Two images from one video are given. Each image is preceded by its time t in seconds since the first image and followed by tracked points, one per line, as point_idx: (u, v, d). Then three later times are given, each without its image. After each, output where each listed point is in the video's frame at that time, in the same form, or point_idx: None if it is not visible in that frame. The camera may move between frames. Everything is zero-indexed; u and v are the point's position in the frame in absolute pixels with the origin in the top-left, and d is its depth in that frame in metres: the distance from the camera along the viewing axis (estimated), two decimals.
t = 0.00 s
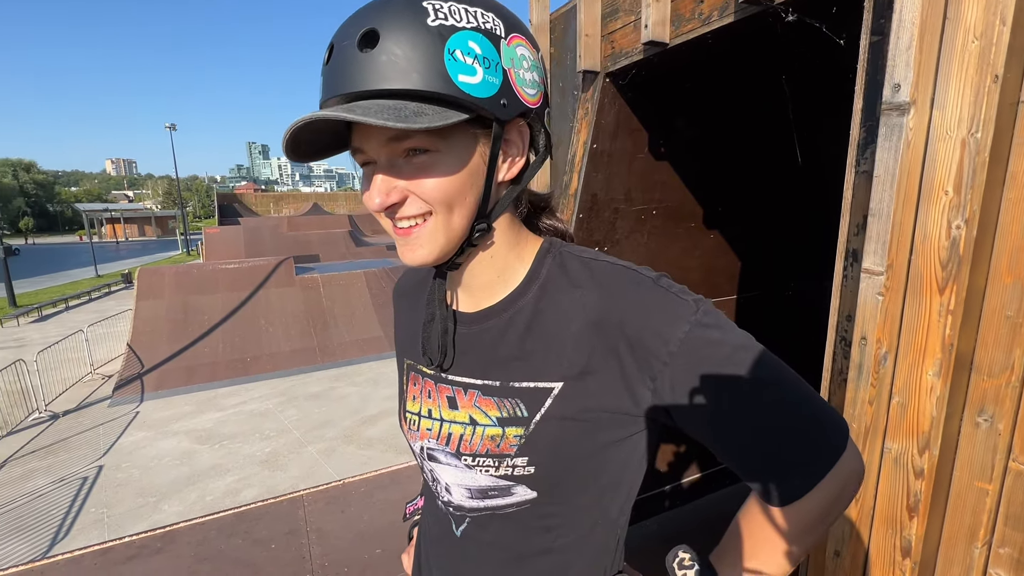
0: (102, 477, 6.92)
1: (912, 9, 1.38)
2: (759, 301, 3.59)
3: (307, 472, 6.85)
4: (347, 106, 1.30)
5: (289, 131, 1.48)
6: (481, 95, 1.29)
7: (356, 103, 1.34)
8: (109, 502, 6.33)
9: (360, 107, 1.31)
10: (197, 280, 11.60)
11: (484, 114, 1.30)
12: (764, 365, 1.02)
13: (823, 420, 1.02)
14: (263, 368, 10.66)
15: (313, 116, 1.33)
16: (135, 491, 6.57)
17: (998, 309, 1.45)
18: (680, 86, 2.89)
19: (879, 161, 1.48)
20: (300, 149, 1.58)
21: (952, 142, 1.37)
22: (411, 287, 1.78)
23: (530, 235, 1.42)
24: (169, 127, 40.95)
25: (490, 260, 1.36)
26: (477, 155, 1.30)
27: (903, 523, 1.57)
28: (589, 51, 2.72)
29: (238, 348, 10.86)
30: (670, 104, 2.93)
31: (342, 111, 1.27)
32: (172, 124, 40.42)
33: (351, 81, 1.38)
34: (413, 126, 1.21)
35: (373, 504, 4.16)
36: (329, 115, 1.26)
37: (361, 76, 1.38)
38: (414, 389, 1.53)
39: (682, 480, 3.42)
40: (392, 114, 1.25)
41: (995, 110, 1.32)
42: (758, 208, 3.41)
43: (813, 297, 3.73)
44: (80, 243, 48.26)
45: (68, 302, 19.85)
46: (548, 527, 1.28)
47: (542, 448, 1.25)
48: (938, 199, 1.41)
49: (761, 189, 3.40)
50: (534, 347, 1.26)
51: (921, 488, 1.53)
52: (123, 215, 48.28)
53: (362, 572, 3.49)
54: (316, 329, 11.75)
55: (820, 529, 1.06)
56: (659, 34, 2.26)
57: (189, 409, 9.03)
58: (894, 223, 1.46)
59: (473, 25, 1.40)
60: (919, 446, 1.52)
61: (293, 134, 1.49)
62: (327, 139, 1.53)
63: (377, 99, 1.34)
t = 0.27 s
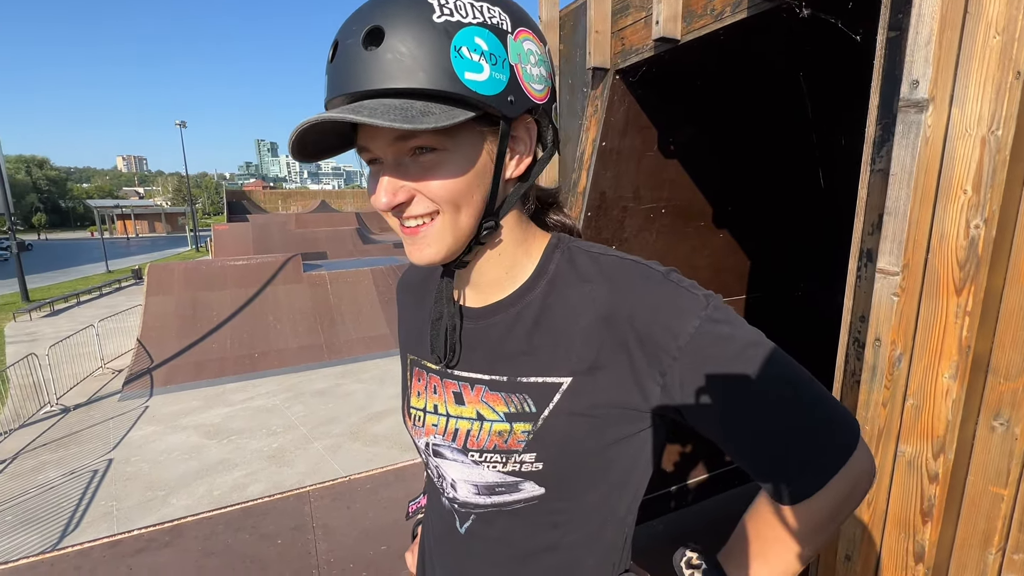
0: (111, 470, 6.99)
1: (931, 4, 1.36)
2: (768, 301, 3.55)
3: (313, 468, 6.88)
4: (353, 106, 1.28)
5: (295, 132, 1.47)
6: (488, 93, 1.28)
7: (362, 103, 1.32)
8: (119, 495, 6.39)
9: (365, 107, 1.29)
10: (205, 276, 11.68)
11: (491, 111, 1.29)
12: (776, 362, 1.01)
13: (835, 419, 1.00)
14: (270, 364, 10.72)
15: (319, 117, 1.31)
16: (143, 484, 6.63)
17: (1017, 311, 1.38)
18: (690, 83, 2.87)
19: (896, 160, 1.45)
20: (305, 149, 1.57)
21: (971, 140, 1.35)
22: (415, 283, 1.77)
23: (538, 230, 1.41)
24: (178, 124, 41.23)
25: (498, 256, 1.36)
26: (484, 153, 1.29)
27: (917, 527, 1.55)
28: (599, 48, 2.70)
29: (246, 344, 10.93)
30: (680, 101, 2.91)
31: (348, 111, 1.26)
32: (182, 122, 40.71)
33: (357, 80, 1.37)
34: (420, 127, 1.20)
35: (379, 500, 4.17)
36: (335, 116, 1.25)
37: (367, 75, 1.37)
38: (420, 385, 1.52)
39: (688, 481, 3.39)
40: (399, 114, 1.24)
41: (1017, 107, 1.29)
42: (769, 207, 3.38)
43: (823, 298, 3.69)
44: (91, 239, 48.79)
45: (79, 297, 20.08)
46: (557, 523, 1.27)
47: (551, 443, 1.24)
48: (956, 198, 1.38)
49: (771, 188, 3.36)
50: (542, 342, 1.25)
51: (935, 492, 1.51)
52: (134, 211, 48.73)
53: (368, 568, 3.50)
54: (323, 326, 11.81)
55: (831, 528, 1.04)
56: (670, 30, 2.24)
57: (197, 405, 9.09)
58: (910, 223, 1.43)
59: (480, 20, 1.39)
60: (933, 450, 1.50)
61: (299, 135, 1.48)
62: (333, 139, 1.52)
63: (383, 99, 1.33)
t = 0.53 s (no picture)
0: (118, 463, 7.05)
1: None
2: (775, 301, 3.53)
3: (318, 463, 6.92)
4: (364, 104, 1.28)
5: (307, 130, 1.47)
6: (499, 89, 1.27)
7: (373, 101, 1.32)
8: (126, 488, 6.45)
9: (377, 104, 1.29)
10: (212, 271, 11.76)
11: (502, 108, 1.28)
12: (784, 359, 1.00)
13: (845, 418, 0.99)
14: (276, 360, 10.78)
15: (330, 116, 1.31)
16: (150, 478, 6.69)
17: None
18: (699, 81, 2.86)
19: (908, 158, 1.43)
20: (316, 148, 1.58)
21: (985, 139, 1.32)
22: (422, 278, 1.76)
23: (547, 226, 1.41)
24: (186, 120, 41.46)
25: (507, 252, 1.36)
26: (495, 149, 1.29)
27: (925, 530, 1.53)
28: (607, 45, 2.68)
29: (252, 340, 10.99)
30: (689, 100, 2.90)
31: (359, 109, 1.26)
32: (190, 118, 40.91)
33: (368, 77, 1.37)
34: (431, 124, 1.19)
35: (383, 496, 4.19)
36: (346, 114, 1.25)
37: (378, 73, 1.36)
38: (426, 379, 1.52)
39: (692, 481, 3.38)
40: (410, 112, 1.23)
41: None
42: (776, 207, 3.36)
43: (831, 299, 3.66)
44: (100, 234, 49.19)
45: (88, 291, 20.26)
46: (562, 519, 1.27)
47: (559, 439, 1.24)
48: (970, 197, 1.36)
49: (779, 188, 3.34)
50: (550, 336, 1.25)
51: (944, 495, 1.50)
52: (141, 207, 49.08)
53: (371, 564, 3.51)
54: (328, 323, 11.85)
55: (840, 527, 1.03)
56: (679, 27, 2.22)
57: (203, 399, 9.16)
58: (921, 222, 1.42)
59: (491, 16, 1.38)
60: (943, 452, 1.48)
61: (311, 134, 1.48)
62: (344, 136, 1.53)
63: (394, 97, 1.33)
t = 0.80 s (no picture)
0: (123, 457, 7.11)
1: None
2: (779, 300, 3.52)
3: (321, 458, 6.95)
4: (367, 106, 1.28)
5: (311, 133, 1.47)
6: (500, 89, 1.27)
7: (375, 102, 1.32)
8: (130, 481, 6.50)
9: (379, 106, 1.28)
10: (216, 267, 11.81)
11: (503, 108, 1.28)
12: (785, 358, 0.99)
13: (844, 417, 0.99)
14: (279, 355, 10.82)
15: (333, 118, 1.31)
16: (154, 471, 6.74)
17: None
18: (703, 79, 2.85)
19: (912, 158, 1.42)
20: (320, 149, 1.58)
21: (991, 138, 1.31)
22: (425, 274, 1.77)
23: (548, 222, 1.41)
24: (192, 116, 41.55)
25: (509, 249, 1.36)
26: (497, 149, 1.29)
27: (925, 531, 1.53)
28: (611, 42, 2.68)
29: (256, 335, 11.04)
30: (693, 98, 2.89)
31: (362, 111, 1.26)
32: (195, 114, 41.03)
33: (371, 79, 1.37)
34: (433, 126, 1.19)
35: (385, 492, 4.20)
36: (349, 117, 1.25)
37: (380, 74, 1.36)
38: (428, 374, 1.52)
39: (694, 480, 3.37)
40: (413, 114, 1.23)
41: None
42: (780, 206, 3.34)
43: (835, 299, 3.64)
44: (106, 229, 49.46)
45: (94, 286, 20.39)
46: (561, 514, 1.27)
47: (558, 434, 1.24)
48: (973, 197, 1.35)
49: (783, 186, 3.32)
50: (551, 332, 1.25)
51: (944, 496, 1.49)
52: (147, 202, 49.30)
53: (372, 559, 3.53)
54: (332, 319, 11.89)
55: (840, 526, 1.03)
56: (683, 24, 2.21)
57: (207, 394, 9.21)
58: (924, 222, 1.41)
59: (493, 15, 1.38)
60: (944, 453, 1.47)
61: (314, 136, 1.48)
62: (347, 137, 1.53)
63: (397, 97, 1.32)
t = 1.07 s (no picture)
0: (126, 451, 7.14)
1: None
2: (783, 300, 3.50)
3: (323, 454, 6.96)
4: (382, 112, 1.27)
5: (324, 140, 1.47)
6: (512, 94, 1.26)
7: (390, 107, 1.31)
8: (133, 476, 6.53)
9: (394, 112, 1.28)
10: (219, 263, 11.86)
11: (515, 111, 1.28)
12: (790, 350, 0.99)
13: (850, 410, 0.98)
14: (282, 351, 10.84)
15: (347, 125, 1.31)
16: (157, 466, 6.77)
17: None
18: (708, 76, 2.84)
19: (920, 156, 1.42)
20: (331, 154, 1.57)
21: (1000, 137, 1.30)
22: (433, 272, 1.77)
23: (554, 218, 1.40)
24: (195, 112, 41.62)
25: (517, 246, 1.35)
26: (509, 151, 1.28)
27: (929, 531, 1.53)
28: (616, 39, 2.67)
29: (259, 331, 11.06)
30: (698, 96, 2.88)
31: (377, 118, 1.25)
32: (199, 110, 41.08)
33: (384, 84, 1.37)
34: (449, 133, 1.18)
35: (387, 488, 4.21)
36: (365, 125, 1.24)
37: (393, 80, 1.36)
38: (436, 368, 1.52)
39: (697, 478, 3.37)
40: (428, 120, 1.22)
41: None
42: (785, 205, 3.33)
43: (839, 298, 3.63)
44: (109, 225, 49.61)
45: (98, 281, 20.48)
46: (567, 509, 1.27)
47: (565, 430, 1.24)
48: (982, 196, 1.34)
49: (788, 186, 3.31)
50: (556, 327, 1.25)
51: (949, 496, 1.49)
52: (151, 198, 49.43)
53: (374, 555, 3.54)
54: (334, 315, 11.91)
55: (846, 523, 1.02)
56: (689, 21, 2.21)
57: (210, 389, 9.24)
58: (931, 221, 1.40)
59: (504, 19, 1.37)
60: (949, 453, 1.47)
61: (330, 142, 1.48)
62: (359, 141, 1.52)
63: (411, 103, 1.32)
